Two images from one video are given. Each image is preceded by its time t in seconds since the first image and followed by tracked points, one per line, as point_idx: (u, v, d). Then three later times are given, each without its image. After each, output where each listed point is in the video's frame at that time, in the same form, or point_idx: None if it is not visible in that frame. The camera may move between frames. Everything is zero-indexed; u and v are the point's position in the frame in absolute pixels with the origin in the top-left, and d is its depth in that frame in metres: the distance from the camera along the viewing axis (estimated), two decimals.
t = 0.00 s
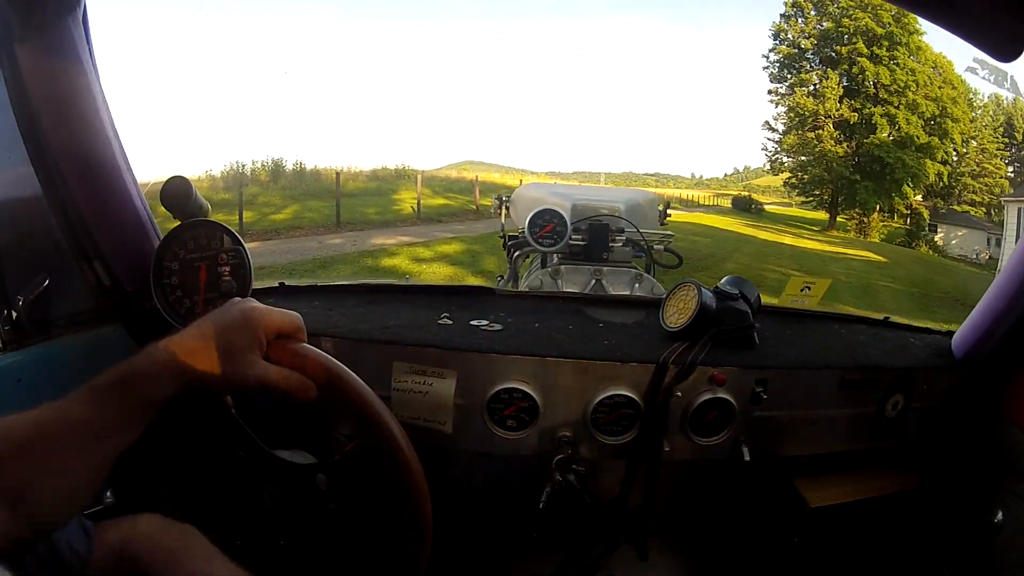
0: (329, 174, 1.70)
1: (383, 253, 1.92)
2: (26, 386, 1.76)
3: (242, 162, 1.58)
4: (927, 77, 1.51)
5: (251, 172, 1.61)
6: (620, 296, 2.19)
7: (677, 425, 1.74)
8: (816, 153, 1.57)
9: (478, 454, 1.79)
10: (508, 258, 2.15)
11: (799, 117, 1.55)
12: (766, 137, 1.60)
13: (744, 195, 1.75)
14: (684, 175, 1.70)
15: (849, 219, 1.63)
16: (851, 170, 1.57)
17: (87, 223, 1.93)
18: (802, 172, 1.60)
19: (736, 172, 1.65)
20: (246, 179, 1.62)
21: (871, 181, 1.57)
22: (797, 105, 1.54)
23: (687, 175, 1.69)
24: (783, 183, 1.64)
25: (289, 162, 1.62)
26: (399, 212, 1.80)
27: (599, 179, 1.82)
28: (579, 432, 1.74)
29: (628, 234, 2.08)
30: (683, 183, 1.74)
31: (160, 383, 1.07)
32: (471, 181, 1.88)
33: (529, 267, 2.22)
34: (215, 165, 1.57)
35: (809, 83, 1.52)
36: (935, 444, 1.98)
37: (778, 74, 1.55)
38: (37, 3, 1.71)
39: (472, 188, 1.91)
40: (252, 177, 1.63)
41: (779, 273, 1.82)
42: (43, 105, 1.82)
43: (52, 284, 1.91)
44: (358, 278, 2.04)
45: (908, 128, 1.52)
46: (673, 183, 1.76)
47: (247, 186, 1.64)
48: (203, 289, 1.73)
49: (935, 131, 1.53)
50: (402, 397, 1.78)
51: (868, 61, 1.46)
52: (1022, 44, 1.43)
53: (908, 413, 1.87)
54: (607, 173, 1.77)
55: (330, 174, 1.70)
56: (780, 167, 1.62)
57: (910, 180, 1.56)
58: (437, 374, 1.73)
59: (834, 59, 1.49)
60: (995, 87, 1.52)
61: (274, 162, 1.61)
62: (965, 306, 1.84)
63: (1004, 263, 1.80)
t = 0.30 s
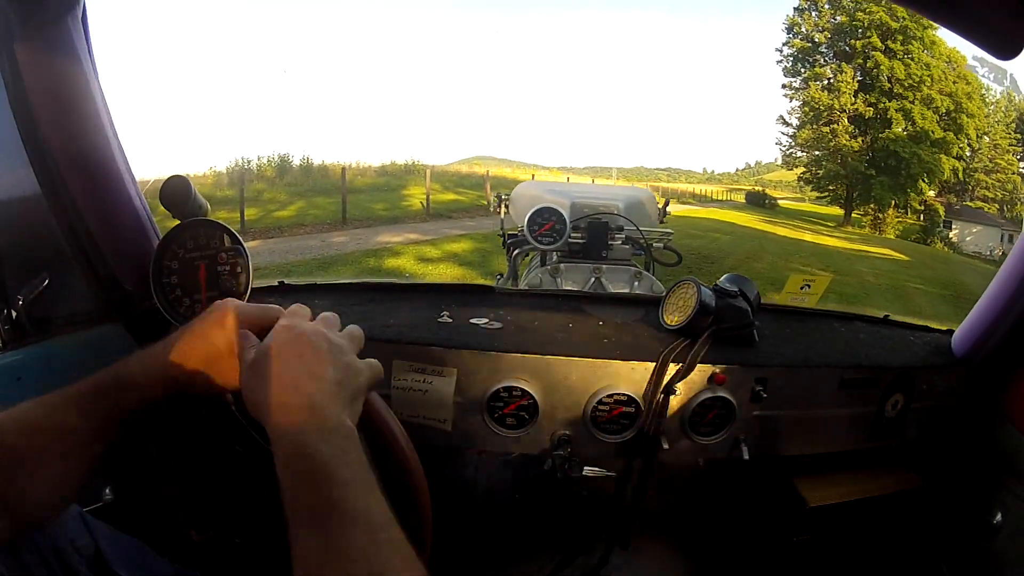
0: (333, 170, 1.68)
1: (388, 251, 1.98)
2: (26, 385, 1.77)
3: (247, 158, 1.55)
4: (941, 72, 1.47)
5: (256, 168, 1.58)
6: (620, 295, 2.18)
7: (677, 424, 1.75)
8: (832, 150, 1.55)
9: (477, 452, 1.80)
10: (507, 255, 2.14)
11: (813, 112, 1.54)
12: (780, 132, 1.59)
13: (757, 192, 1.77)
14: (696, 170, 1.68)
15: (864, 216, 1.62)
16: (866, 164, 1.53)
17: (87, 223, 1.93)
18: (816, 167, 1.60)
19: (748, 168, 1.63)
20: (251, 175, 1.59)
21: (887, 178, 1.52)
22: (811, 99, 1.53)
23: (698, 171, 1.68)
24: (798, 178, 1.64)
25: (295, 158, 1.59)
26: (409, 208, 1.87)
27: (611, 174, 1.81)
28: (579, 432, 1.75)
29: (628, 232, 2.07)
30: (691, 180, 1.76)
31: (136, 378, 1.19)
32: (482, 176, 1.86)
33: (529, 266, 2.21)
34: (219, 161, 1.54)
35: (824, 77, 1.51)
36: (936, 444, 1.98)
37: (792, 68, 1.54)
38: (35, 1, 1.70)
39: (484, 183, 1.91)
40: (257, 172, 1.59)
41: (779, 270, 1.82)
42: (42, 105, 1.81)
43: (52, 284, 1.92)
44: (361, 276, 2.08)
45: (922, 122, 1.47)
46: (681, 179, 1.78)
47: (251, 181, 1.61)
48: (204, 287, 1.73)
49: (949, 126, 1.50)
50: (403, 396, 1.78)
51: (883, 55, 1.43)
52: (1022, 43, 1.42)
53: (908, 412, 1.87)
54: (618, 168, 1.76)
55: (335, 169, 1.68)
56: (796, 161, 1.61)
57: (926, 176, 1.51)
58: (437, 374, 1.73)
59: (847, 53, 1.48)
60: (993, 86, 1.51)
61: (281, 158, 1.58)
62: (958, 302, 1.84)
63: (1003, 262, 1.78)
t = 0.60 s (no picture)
0: (338, 167, 1.66)
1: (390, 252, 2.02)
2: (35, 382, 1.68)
3: (250, 156, 1.52)
4: (954, 67, 1.47)
5: (261, 165, 1.54)
6: (620, 295, 2.17)
7: (677, 424, 1.75)
8: (843, 145, 1.54)
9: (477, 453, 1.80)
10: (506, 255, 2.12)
11: (824, 106, 1.54)
12: (791, 127, 1.59)
13: (768, 188, 1.79)
14: (704, 168, 1.71)
15: (876, 211, 1.62)
16: (878, 159, 1.53)
17: (87, 222, 1.95)
18: (827, 162, 1.59)
19: (757, 163, 1.65)
20: (255, 173, 1.56)
21: (898, 173, 1.52)
22: (822, 94, 1.53)
23: (709, 167, 1.70)
24: (808, 173, 1.63)
25: (300, 155, 1.56)
26: (415, 205, 1.93)
27: (619, 173, 1.83)
28: (579, 432, 1.75)
29: (628, 232, 2.05)
30: (699, 176, 1.78)
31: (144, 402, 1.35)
32: (490, 172, 1.92)
33: (529, 266, 2.20)
34: (219, 160, 1.51)
35: (835, 71, 1.50)
36: (935, 444, 1.98)
37: (803, 63, 1.53)
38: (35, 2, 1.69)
39: (492, 180, 1.97)
40: (260, 170, 1.56)
41: (778, 270, 1.82)
42: (43, 105, 1.81)
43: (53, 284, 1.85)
44: (362, 277, 2.09)
45: (935, 117, 1.48)
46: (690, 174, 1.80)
47: (252, 181, 1.58)
48: (204, 288, 1.74)
49: (960, 121, 1.50)
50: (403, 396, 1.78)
51: (894, 49, 1.43)
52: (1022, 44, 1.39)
53: (907, 412, 1.86)
54: (630, 165, 1.77)
55: (339, 167, 1.66)
56: (806, 157, 1.61)
57: (938, 171, 1.54)
58: (437, 374, 1.73)
59: (859, 48, 1.47)
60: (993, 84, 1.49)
61: (285, 156, 1.54)
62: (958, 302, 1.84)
63: (1000, 263, 1.78)
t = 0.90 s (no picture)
0: (345, 163, 1.68)
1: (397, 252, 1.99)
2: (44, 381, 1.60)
3: (257, 152, 1.49)
4: (965, 72, 1.42)
5: (267, 161, 1.54)
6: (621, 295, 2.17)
7: (676, 424, 1.75)
8: (860, 146, 1.55)
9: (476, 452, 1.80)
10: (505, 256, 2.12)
11: (841, 107, 1.53)
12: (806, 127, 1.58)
13: (783, 188, 1.78)
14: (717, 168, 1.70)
15: (891, 215, 1.62)
16: (893, 161, 1.53)
17: (87, 221, 1.96)
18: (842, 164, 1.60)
19: (769, 164, 1.65)
20: (262, 169, 1.56)
21: (914, 176, 1.52)
22: (837, 94, 1.51)
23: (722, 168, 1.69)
24: (825, 174, 1.64)
25: (307, 150, 1.55)
26: (426, 202, 1.89)
27: (630, 171, 1.82)
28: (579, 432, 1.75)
29: (628, 232, 2.06)
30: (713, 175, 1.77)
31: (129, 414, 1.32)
32: (502, 170, 1.89)
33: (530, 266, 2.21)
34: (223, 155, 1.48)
35: (852, 72, 1.49)
36: (935, 444, 1.98)
37: (817, 62, 1.51)
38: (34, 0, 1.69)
39: (505, 178, 1.95)
40: (267, 166, 1.55)
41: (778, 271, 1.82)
42: (42, 104, 1.81)
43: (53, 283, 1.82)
44: (365, 277, 2.10)
45: (951, 119, 1.45)
46: (703, 174, 1.79)
47: (257, 176, 1.59)
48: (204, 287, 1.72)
49: (976, 125, 1.48)
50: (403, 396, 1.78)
51: (912, 50, 1.40)
52: None
53: (907, 413, 1.86)
54: (641, 164, 1.76)
55: (346, 163, 1.68)
56: (821, 158, 1.62)
57: (954, 176, 1.52)
58: (437, 374, 1.73)
59: (874, 48, 1.46)
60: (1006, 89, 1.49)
61: (292, 151, 1.53)
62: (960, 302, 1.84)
63: (1001, 263, 1.78)
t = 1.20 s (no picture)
0: (351, 164, 1.70)
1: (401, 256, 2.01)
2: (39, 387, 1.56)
3: (262, 154, 1.54)
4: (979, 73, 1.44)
5: (274, 163, 1.58)
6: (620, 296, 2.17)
7: (676, 424, 1.75)
8: (872, 146, 1.55)
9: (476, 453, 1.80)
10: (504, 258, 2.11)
11: (853, 106, 1.53)
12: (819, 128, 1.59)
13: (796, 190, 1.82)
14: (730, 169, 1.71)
15: (905, 216, 1.62)
16: (907, 162, 1.53)
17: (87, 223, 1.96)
18: (856, 165, 1.60)
19: (779, 166, 1.65)
20: (268, 171, 1.60)
21: (928, 176, 1.53)
22: (852, 94, 1.51)
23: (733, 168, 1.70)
24: (837, 174, 1.64)
25: (314, 152, 1.60)
26: (434, 204, 1.97)
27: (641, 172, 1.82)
28: (578, 432, 1.75)
29: (628, 232, 2.06)
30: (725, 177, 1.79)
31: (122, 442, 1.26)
32: (512, 171, 1.91)
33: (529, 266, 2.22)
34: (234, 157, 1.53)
35: (865, 71, 1.49)
36: (935, 444, 1.98)
37: (829, 61, 1.52)
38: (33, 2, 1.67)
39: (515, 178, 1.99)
40: (272, 167, 1.59)
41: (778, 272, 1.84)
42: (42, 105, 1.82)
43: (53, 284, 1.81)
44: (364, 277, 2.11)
45: (964, 120, 1.46)
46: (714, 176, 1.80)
47: (264, 177, 1.62)
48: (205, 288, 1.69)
49: (989, 125, 1.49)
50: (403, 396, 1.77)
51: (923, 49, 1.41)
52: None
53: (907, 412, 1.87)
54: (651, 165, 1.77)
55: (352, 164, 1.70)
56: (835, 158, 1.61)
57: (968, 177, 1.52)
58: (437, 374, 1.73)
59: (886, 47, 1.46)
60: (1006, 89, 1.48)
61: (298, 152, 1.58)
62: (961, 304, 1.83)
63: (1000, 265, 1.77)
